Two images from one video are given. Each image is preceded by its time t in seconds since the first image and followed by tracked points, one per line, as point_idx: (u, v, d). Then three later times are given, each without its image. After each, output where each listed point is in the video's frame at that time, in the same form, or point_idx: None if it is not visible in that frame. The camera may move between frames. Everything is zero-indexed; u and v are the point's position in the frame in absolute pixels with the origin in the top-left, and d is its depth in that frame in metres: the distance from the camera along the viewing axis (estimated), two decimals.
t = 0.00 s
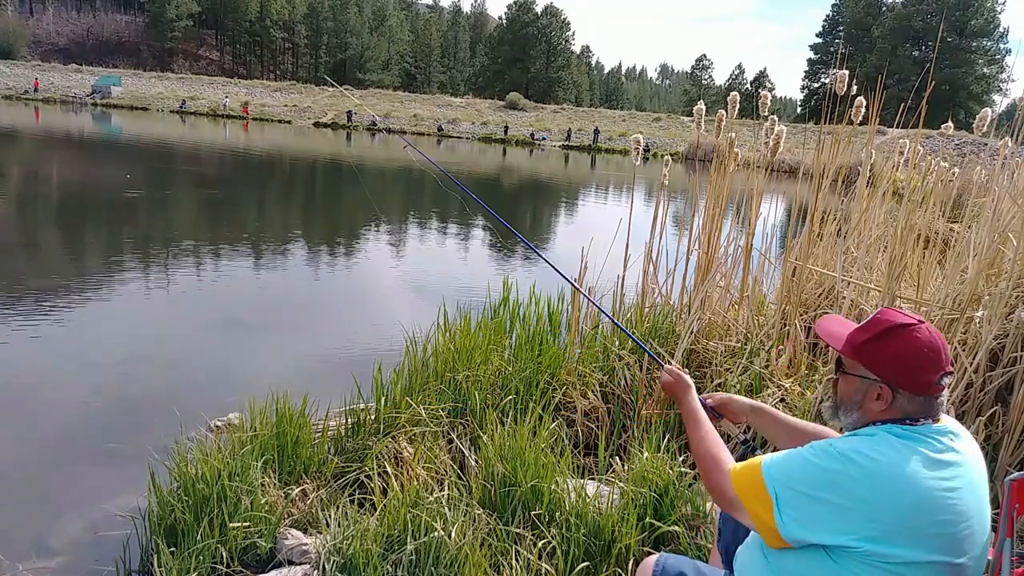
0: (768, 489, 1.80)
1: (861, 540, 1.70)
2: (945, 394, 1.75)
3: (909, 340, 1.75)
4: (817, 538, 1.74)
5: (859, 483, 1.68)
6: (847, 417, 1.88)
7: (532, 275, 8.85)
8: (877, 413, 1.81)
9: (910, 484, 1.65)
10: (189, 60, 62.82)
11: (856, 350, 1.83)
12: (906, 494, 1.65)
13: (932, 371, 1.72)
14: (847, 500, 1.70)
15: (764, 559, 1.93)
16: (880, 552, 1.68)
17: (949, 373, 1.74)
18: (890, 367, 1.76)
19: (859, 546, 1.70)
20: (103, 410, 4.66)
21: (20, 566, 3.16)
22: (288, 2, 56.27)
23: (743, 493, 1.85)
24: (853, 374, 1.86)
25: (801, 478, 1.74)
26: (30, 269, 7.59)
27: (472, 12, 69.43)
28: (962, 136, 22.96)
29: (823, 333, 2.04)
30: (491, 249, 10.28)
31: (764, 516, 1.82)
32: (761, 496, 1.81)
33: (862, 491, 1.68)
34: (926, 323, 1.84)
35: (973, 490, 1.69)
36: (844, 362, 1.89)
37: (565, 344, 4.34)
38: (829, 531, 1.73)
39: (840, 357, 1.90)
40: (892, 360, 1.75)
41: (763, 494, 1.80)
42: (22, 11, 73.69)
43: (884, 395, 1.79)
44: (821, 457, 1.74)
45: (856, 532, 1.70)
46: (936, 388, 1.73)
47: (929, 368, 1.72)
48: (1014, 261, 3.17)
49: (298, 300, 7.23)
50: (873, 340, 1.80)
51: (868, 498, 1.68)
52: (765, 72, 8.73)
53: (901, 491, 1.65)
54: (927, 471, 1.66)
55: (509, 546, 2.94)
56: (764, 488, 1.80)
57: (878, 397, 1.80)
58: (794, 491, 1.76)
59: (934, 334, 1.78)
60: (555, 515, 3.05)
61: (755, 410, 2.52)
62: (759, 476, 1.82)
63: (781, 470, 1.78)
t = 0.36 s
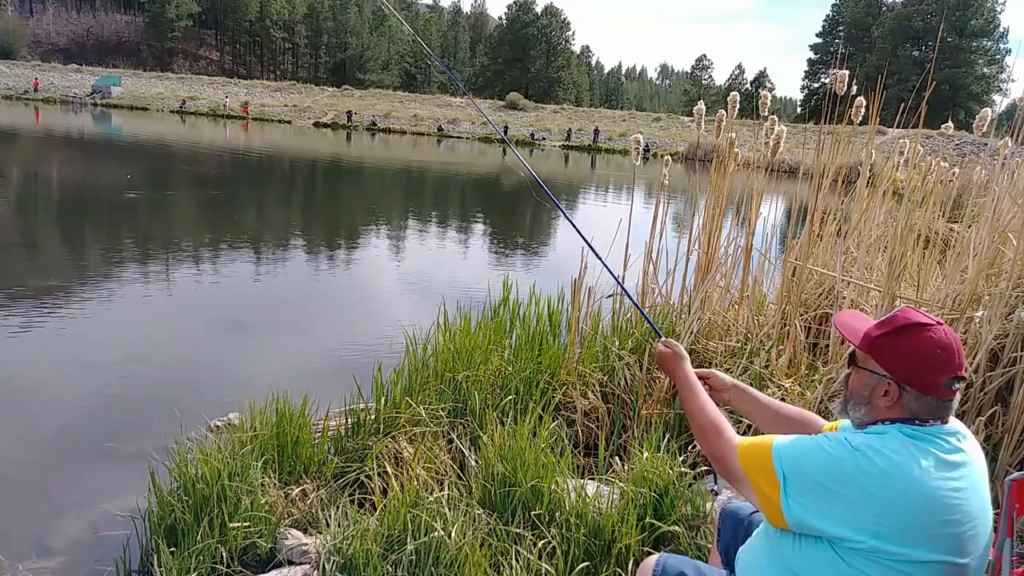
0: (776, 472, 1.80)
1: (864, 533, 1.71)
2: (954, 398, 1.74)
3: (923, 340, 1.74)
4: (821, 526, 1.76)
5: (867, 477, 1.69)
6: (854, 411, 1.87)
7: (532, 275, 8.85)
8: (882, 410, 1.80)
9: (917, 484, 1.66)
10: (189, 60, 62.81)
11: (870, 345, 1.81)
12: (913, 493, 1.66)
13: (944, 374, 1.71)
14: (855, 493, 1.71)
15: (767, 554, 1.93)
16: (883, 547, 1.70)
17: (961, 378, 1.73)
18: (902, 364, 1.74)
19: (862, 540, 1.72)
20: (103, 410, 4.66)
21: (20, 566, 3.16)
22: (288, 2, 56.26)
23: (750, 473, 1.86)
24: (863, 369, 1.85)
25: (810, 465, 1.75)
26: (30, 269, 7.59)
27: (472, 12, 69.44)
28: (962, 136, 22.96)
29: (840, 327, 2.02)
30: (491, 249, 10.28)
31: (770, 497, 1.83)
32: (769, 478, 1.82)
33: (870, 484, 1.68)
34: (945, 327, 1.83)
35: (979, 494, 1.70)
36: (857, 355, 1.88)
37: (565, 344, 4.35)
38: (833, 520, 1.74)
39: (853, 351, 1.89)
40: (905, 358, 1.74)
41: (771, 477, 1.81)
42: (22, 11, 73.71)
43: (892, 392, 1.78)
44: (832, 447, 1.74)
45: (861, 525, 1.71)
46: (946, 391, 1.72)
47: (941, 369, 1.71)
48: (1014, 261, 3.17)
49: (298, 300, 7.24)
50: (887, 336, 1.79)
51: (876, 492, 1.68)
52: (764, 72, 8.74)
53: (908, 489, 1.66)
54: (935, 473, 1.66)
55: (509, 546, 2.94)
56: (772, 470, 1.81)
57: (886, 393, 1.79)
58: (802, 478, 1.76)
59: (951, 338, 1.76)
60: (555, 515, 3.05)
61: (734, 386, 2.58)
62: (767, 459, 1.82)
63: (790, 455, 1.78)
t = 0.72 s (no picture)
0: (779, 470, 1.78)
1: (866, 530, 1.71)
2: (954, 394, 1.74)
3: (922, 336, 1.74)
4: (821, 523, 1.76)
5: (872, 474, 1.68)
6: (855, 409, 1.87)
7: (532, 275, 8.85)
8: (884, 407, 1.80)
9: (921, 481, 1.65)
10: (189, 60, 62.72)
11: (871, 343, 1.81)
12: (916, 491, 1.66)
13: (944, 369, 1.71)
14: (855, 491, 1.70)
15: (767, 551, 1.93)
16: (884, 543, 1.70)
17: (961, 375, 1.73)
18: (900, 360, 1.74)
19: (863, 536, 1.72)
20: (103, 410, 4.65)
21: (20, 566, 3.16)
22: (288, 2, 56.24)
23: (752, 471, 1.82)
24: (863, 366, 1.85)
25: (814, 462, 1.73)
26: (30, 269, 7.59)
27: (472, 12, 69.40)
28: (962, 137, 22.93)
29: (841, 325, 2.02)
30: (491, 249, 10.28)
31: (772, 493, 1.81)
32: (771, 476, 1.79)
33: (873, 482, 1.68)
34: (944, 323, 1.82)
35: (979, 493, 1.71)
36: (857, 354, 1.87)
37: (565, 344, 4.35)
38: (834, 516, 1.74)
39: (854, 349, 1.88)
40: (905, 355, 1.73)
41: (773, 473, 1.79)
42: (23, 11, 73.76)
43: (891, 388, 1.78)
44: (833, 444, 1.73)
45: (863, 521, 1.71)
46: (945, 387, 1.72)
47: (942, 366, 1.71)
48: (1014, 261, 3.17)
49: (298, 300, 7.25)
50: (888, 333, 1.78)
51: (879, 489, 1.68)
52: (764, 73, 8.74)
53: (911, 487, 1.66)
54: (940, 472, 1.66)
55: (509, 546, 2.94)
56: (774, 469, 1.78)
57: (885, 390, 1.79)
58: (805, 475, 1.75)
59: (949, 334, 1.76)
60: (555, 515, 3.05)
61: (740, 370, 2.60)
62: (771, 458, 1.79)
63: (794, 453, 1.76)
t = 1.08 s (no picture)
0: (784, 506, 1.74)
1: (875, 543, 1.68)
2: (954, 393, 1.75)
3: (919, 337, 1.75)
4: (833, 549, 1.71)
5: (879, 486, 1.67)
6: (858, 415, 1.88)
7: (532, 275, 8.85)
8: (886, 411, 1.81)
9: (927, 486, 1.65)
10: (189, 60, 62.69)
11: (868, 347, 1.83)
12: (923, 496, 1.65)
13: (943, 368, 1.72)
14: (863, 507, 1.68)
15: (766, 562, 1.94)
16: (895, 554, 1.68)
17: (960, 373, 1.74)
18: (900, 364, 1.76)
19: (875, 550, 1.69)
20: (101, 411, 4.65)
21: (20, 566, 3.16)
22: (288, 2, 56.25)
23: (756, 518, 1.77)
24: (863, 372, 1.86)
25: (819, 489, 1.70)
26: (31, 269, 7.59)
27: (472, 12, 69.34)
28: (962, 137, 22.92)
29: (837, 332, 2.04)
30: (491, 249, 10.28)
31: (780, 533, 1.75)
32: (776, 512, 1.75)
33: (878, 493, 1.67)
34: (940, 322, 1.84)
35: (982, 495, 1.71)
36: (855, 360, 1.89)
37: (565, 344, 4.36)
38: (845, 539, 1.70)
39: (851, 356, 1.90)
40: (902, 357, 1.75)
41: (779, 510, 1.74)
42: (23, 12, 73.91)
43: (894, 393, 1.78)
44: (837, 464, 1.71)
45: (874, 537, 1.68)
46: (946, 386, 1.72)
47: (941, 366, 1.72)
48: (1014, 261, 3.17)
49: (298, 300, 7.25)
50: (884, 337, 1.80)
51: (887, 502, 1.66)
52: (764, 72, 8.73)
53: (919, 494, 1.65)
54: (944, 476, 1.67)
55: (509, 546, 2.94)
56: (780, 506, 1.73)
57: (888, 395, 1.80)
58: (811, 507, 1.71)
59: (945, 333, 1.77)
60: (555, 515, 3.05)
61: (741, 376, 2.61)
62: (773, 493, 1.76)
63: (797, 484, 1.72)
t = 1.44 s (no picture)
0: (783, 523, 1.75)
1: (874, 550, 1.68)
2: (945, 392, 1.76)
3: (906, 338, 1.77)
4: (832, 559, 1.72)
5: (874, 493, 1.67)
6: (852, 420, 1.88)
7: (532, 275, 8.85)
8: (879, 416, 1.81)
9: (923, 492, 1.65)
10: (189, 60, 62.66)
11: (856, 353, 1.83)
12: (918, 501, 1.65)
13: (932, 369, 1.73)
14: (859, 516, 1.68)
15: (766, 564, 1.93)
16: (893, 560, 1.68)
17: (950, 371, 1.75)
18: (890, 367, 1.77)
19: (874, 557, 1.69)
20: (100, 411, 4.65)
21: (20, 566, 3.16)
22: (288, 2, 56.22)
23: (757, 535, 1.80)
24: (853, 377, 1.86)
25: (814, 503, 1.71)
26: (31, 269, 7.59)
27: (472, 12, 69.29)
28: (963, 137, 22.88)
29: (825, 339, 2.04)
30: (490, 249, 10.28)
31: (781, 550, 1.76)
32: (776, 530, 1.76)
33: (874, 501, 1.67)
34: (924, 322, 1.86)
35: (980, 496, 1.71)
36: (844, 366, 1.89)
37: (566, 344, 4.36)
38: (844, 550, 1.70)
39: (841, 362, 1.91)
40: (891, 360, 1.76)
41: (779, 528, 1.76)
42: (22, 13, 73.90)
43: (885, 397, 1.79)
44: (830, 473, 1.72)
45: (873, 544, 1.68)
46: (936, 386, 1.73)
47: (929, 367, 1.73)
48: (1014, 261, 3.17)
49: (298, 299, 7.24)
50: (872, 342, 1.81)
51: (882, 511, 1.67)
52: (764, 72, 8.73)
53: (914, 500, 1.65)
54: (939, 479, 1.66)
55: (509, 546, 2.94)
56: (780, 523, 1.75)
57: (880, 399, 1.80)
58: (808, 519, 1.72)
59: (931, 333, 1.79)
60: (555, 515, 3.05)
61: (740, 378, 2.60)
62: (772, 510, 1.78)
63: (794, 500, 1.74)
